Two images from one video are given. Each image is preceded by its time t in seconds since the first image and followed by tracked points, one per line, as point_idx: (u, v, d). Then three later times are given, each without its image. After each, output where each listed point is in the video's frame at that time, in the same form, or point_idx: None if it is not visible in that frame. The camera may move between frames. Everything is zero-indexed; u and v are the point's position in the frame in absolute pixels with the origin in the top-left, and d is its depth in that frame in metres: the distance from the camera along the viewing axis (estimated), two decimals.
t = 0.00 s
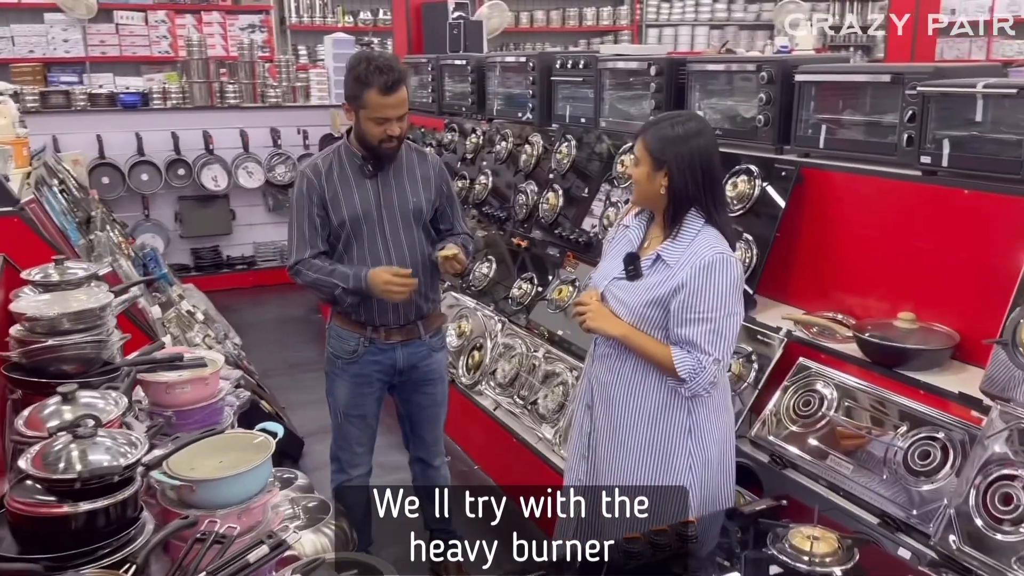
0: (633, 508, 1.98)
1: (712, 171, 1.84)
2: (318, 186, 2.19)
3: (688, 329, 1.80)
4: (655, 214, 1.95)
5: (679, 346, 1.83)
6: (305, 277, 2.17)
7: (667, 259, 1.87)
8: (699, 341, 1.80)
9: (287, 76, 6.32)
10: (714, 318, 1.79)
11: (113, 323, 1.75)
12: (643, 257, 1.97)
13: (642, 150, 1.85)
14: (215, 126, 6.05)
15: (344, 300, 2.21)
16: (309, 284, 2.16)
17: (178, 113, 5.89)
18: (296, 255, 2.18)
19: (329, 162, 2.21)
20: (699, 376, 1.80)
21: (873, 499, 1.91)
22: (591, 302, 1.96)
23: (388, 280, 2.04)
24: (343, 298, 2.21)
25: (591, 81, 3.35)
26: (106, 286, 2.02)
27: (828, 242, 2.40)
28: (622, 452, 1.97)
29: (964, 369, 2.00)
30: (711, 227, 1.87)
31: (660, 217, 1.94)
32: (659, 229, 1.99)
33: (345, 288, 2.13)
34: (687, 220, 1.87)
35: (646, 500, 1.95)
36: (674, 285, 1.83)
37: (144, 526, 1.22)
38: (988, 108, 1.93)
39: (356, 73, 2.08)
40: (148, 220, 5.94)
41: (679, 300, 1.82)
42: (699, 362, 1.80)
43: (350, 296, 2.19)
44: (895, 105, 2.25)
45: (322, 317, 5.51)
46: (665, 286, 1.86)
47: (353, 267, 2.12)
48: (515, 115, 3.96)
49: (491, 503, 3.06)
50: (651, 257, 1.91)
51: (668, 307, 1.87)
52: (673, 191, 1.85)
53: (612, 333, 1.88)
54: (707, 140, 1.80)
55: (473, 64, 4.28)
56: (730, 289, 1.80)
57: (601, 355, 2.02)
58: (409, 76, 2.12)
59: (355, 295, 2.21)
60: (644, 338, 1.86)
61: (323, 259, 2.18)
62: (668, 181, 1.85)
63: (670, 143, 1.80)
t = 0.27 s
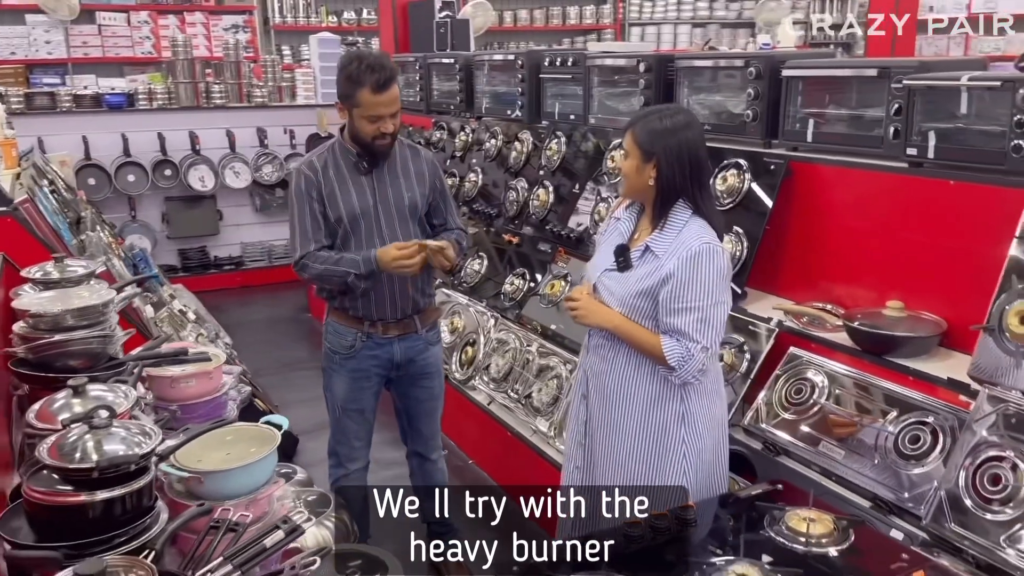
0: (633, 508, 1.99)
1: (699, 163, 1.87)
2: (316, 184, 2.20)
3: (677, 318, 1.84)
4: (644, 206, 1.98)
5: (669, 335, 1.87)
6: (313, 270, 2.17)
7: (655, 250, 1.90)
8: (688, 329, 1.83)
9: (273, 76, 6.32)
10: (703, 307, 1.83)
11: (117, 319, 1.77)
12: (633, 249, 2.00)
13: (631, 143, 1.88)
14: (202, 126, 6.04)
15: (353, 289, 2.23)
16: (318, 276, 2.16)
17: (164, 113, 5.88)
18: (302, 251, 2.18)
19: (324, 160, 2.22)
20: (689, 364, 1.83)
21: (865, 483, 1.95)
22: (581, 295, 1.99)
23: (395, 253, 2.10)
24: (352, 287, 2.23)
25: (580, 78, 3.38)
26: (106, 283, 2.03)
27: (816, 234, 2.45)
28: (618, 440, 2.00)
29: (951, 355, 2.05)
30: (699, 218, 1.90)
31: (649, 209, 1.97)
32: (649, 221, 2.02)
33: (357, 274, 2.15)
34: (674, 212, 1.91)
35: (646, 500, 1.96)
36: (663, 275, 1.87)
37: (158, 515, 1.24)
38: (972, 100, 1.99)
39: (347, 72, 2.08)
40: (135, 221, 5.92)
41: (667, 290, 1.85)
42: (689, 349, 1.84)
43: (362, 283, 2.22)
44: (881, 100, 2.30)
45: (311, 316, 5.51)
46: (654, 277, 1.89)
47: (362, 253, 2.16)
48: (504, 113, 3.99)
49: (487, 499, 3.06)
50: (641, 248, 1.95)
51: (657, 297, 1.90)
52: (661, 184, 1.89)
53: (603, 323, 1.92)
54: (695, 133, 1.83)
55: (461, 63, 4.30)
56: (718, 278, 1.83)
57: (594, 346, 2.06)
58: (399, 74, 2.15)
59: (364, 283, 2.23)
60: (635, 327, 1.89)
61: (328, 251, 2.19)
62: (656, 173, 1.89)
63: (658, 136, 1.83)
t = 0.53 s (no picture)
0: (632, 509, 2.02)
1: (688, 158, 1.90)
2: (307, 181, 2.21)
3: (671, 311, 1.87)
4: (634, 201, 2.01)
5: (663, 328, 1.90)
6: (308, 265, 2.16)
7: (647, 245, 1.93)
8: (683, 322, 1.86)
9: (258, 76, 6.31)
10: (696, 299, 1.86)
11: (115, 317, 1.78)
12: (624, 244, 2.03)
13: (621, 139, 1.91)
14: (187, 126, 6.03)
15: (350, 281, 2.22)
16: (315, 269, 2.15)
17: (149, 114, 5.86)
18: (296, 247, 2.18)
19: (313, 158, 2.24)
20: (683, 356, 1.87)
21: (854, 470, 1.99)
22: (574, 292, 2.01)
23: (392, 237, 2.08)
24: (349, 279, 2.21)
25: (568, 76, 3.41)
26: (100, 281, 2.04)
27: (802, 228, 2.49)
28: (613, 433, 2.03)
29: (936, 345, 2.09)
30: (690, 213, 1.93)
31: (638, 204, 2.00)
32: (638, 216, 2.05)
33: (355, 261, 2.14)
34: (665, 207, 1.94)
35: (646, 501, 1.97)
36: (655, 269, 1.90)
37: (164, 507, 1.25)
38: (954, 95, 2.03)
39: (331, 70, 2.11)
40: (120, 221, 5.90)
41: (660, 283, 1.88)
42: (683, 342, 1.87)
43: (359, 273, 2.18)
44: (865, 96, 2.34)
45: (299, 316, 5.51)
46: (646, 271, 1.92)
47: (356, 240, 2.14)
48: (491, 111, 4.01)
49: (480, 495, 3.08)
50: (632, 242, 1.98)
51: (650, 291, 1.93)
52: (651, 179, 1.92)
53: (597, 318, 1.95)
54: (684, 128, 1.86)
55: (447, 62, 4.32)
56: (709, 271, 1.87)
57: (587, 341, 2.08)
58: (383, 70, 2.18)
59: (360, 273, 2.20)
60: (629, 320, 1.92)
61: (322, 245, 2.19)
62: (645, 169, 1.92)
63: (648, 132, 1.86)
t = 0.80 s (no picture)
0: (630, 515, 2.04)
1: (682, 157, 1.93)
2: (297, 180, 2.22)
3: (668, 307, 1.89)
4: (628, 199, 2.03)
5: (660, 325, 1.92)
6: (301, 254, 2.14)
7: (642, 243, 1.95)
8: (680, 318, 1.88)
9: (246, 76, 6.30)
10: (693, 295, 1.88)
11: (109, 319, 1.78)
12: (618, 242, 2.05)
13: (615, 137, 1.93)
14: (175, 126, 6.01)
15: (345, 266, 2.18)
16: (306, 254, 2.13)
17: (137, 114, 5.85)
18: (290, 237, 2.18)
19: (304, 156, 2.24)
20: (683, 351, 1.89)
21: (845, 464, 2.02)
22: (569, 290, 2.02)
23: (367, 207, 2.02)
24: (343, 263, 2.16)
25: (558, 76, 3.42)
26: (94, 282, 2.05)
27: (791, 225, 2.51)
28: (611, 430, 2.04)
29: (924, 340, 2.12)
30: (684, 211, 1.95)
31: (633, 202, 2.02)
32: (632, 214, 2.07)
33: (344, 235, 2.10)
34: (659, 206, 1.96)
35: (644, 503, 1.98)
36: (652, 266, 1.92)
37: (165, 505, 1.26)
38: (940, 94, 2.07)
39: (321, 67, 2.12)
40: (109, 222, 5.88)
41: (657, 280, 1.90)
42: (681, 338, 1.89)
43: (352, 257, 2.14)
44: (852, 95, 2.38)
45: (289, 316, 5.50)
46: (642, 269, 1.94)
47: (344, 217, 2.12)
48: (481, 110, 4.02)
49: (472, 493, 3.10)
50: (627, 240, 2.00)
51: (646, 288, 1.95)
52: (646, 177, 1.94)
53: (594, 315, 1.96)
54: (679, 127, 1.89)
55: (437, 61, 4.33)
56: (705, 267, 1.89)
57: (583, 339, 2.10)
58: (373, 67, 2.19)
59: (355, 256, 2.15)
60: (625, 317, 1.94)
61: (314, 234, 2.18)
62: (639, 167, 1.94)
63: (641, 131, 1.88)
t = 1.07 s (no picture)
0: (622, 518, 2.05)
1: (674, 157, 1.94)
2: (289, 182, 2.21)
3: (660, 306, 1.90)
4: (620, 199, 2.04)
5: (652, 324, 1.92)
6: (289, 257, 2.15)
7: (634, 242, 1.96)
8: (672, 317, 1.89)
9: (238, 76, 6.29)
10: (684, 294, 1.89)
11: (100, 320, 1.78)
12: (611, 241, 2.06)
13: (608, 137, 1.94)
14: (167, 127, 6.00)
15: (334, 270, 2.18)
16: (295, 257, 2.13)
17: (129, 115, 5.83)
18: (279, 239, 2.17)
19: (295, 156, 2.24)
20: (673, 350, 1.89)
21: (835, 463, 2.03)
22: (559, 288, 2.02)
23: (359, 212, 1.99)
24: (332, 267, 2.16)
25: (549, 76, 3.43)
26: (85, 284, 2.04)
27: (782, 225, 2.52)
28: (602, 429, 2.05)
29: (913, 339, 2.14)
30: (675, 211, 1.96)
31: (625, 202, 2.03)
32: (624, 214, 2.08)
33: (333, 240, 2.09)
34: (651, 207, 1.97)
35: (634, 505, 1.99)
36: (644, 266, 1.92)
37: (157, 506, 1.26)
38: (928, 94, 2.08)
39: (315, 66, 2.12)
40: (100, 223, 5.86)
41: (649, 279, 1.91)
42: (672, 336, 1.90)
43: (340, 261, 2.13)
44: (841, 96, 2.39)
45: (281, 317, 5.50)
46: (634, 268, 1.95)
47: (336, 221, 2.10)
48: (473, 111, 4.03)
49: (465, 493, 3.10)
50: (619, 240, 2.01)
51: (638, 287, 1.96)
52: (638, 178, 1.95)
53: (586, 313, 1.97)
54: (672, 128, 1.90)
55: (429, 62, 4.33)
56: (695, 266, 1.90)
57: (575, 339, 2.11)
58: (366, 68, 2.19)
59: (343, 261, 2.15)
60: (616, 315, 1.95)
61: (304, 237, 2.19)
62: (632, 168, 1.95)
63: (633, 131, 1.89)
